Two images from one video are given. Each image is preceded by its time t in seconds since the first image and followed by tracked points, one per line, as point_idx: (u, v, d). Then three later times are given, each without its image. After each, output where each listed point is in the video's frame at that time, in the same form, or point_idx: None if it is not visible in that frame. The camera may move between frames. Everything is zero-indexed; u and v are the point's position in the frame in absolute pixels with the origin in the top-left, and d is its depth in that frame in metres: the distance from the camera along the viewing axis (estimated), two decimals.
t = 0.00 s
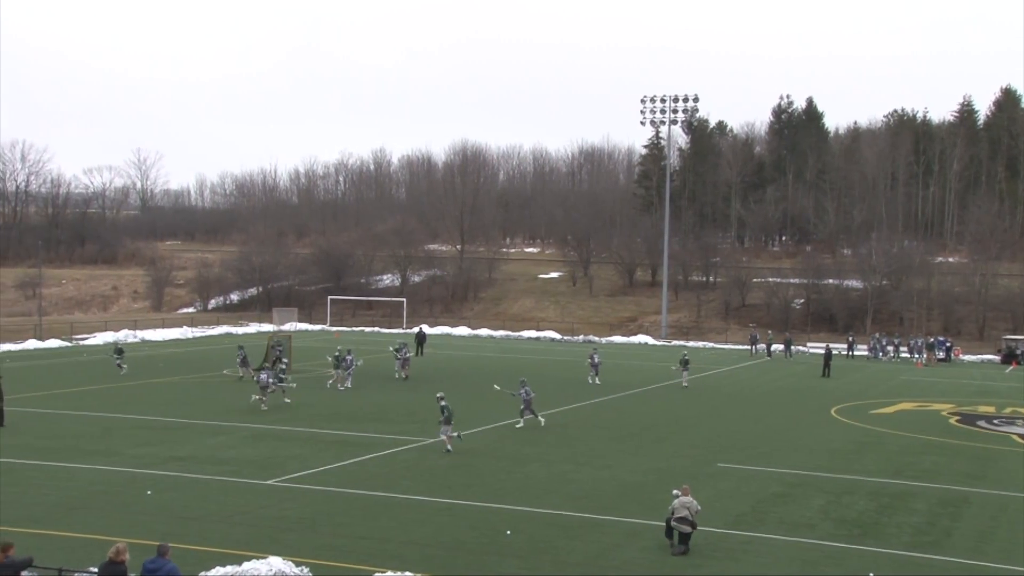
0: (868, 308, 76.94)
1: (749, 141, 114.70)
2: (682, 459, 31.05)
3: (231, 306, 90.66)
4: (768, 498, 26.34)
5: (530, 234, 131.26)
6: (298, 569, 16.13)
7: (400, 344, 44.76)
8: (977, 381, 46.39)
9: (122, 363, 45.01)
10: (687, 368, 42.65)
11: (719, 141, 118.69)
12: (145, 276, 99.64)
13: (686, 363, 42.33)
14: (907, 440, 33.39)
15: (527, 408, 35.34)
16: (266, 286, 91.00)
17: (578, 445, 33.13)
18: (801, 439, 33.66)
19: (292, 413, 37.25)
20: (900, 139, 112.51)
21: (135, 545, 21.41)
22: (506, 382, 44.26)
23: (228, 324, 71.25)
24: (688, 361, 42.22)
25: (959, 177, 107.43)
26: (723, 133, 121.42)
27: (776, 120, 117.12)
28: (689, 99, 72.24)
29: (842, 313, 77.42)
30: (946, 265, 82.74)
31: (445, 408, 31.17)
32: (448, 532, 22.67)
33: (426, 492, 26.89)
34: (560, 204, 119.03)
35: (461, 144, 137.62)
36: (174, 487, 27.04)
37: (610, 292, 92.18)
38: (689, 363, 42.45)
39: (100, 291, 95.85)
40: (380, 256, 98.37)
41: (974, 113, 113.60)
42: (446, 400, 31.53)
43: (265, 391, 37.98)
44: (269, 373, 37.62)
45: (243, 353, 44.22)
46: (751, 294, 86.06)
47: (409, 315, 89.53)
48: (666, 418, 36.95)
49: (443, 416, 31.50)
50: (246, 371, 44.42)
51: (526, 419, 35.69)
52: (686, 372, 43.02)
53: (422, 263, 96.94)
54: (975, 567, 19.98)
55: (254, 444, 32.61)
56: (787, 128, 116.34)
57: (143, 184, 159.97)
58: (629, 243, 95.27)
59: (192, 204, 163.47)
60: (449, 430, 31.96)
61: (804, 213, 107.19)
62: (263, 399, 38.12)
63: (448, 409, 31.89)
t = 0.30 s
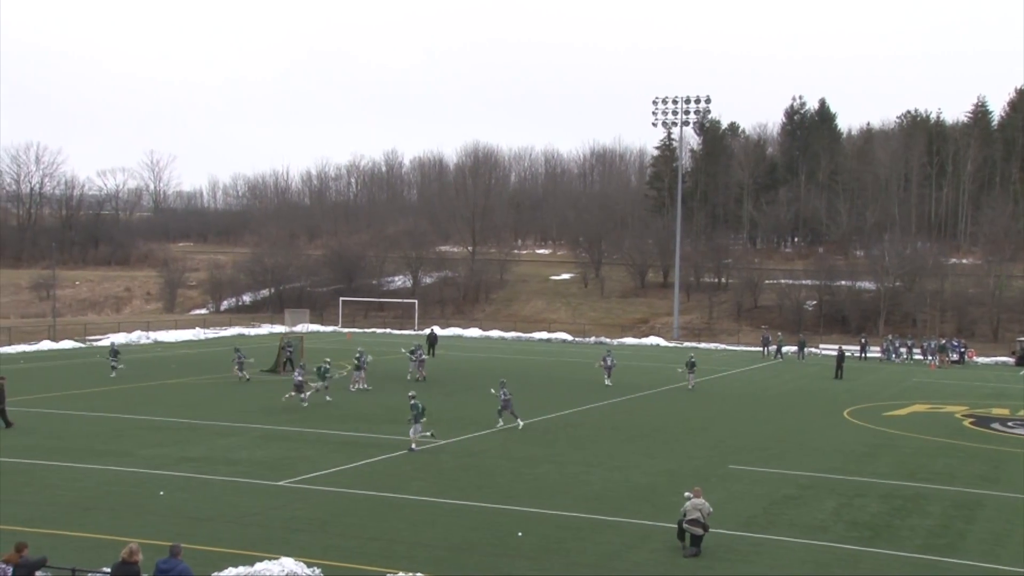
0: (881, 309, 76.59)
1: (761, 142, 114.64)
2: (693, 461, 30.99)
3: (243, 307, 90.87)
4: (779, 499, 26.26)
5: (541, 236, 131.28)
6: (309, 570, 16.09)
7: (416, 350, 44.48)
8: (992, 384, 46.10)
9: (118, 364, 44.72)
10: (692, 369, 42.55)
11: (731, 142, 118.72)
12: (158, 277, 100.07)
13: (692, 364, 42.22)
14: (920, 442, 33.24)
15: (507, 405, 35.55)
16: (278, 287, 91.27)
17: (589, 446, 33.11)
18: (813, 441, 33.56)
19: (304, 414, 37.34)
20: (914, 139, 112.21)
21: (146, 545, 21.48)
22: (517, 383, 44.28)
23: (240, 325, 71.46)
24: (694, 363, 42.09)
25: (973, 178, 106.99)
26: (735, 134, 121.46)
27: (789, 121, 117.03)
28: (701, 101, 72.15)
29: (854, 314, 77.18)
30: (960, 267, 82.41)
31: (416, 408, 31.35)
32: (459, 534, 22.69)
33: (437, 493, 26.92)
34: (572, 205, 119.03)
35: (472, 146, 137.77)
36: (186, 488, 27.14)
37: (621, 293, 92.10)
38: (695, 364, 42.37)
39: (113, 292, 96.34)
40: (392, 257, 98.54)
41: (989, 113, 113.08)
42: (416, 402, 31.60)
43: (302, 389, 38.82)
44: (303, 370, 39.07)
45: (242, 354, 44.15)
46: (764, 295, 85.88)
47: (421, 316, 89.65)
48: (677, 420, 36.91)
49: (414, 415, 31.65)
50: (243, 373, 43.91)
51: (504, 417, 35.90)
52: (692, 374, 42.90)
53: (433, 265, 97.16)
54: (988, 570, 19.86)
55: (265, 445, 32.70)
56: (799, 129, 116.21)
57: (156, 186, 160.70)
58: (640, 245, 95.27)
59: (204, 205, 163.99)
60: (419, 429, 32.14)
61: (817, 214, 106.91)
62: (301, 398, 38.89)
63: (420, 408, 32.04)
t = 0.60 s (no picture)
0: (903, 309, 75.90)
1: (782, 142, 114.27)
2: (713, 462, 30.89)
3: (264, 307, 91.14)
4: (800, 501, 26.12)
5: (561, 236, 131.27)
6: (329, 569, 15.98)
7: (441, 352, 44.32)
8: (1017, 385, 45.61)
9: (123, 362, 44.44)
10: (707, 371, 42.36)
11: (752, 142, 118.47)
12: (180, 277, 100.66)
13: (707, 366, 42.02)
14: (943, 443, 32.98)
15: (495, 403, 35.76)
16: (299, 287, 91.64)
17: (609, 447, 33.05)
18: (834, 442, 33.38)
19: (323, 414, 37.47)
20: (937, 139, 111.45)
21: (169, 543, 21.62)
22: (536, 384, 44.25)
23: (261, 325, 71.74)
24: (709, 365, 41.89)
25: (997, 177, 106.01)
26: (756, 134, 121.20)
27: (809, 121, 116.63)
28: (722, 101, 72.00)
29: (876, 314, 76.51)
30: (984, 268, 81.62)
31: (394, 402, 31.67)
32: (479, 534, 22.71)
33: (456, 493, 26.95)
34: (591, 205, 118.91)
35: (492, 146, 137.87)
36: (208, 487, 27.27)
37: (641, 293, 91.85)
38: (709, 366, 42.22)
39: (135, 292, 97.03)
40: (411, 257, 98.73)
41: (1013, 112, 112.00)
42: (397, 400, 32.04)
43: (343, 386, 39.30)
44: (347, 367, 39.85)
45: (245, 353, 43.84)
46: (784, 296, 85.38)
47: (440, 317, 89.77)
48: (697, 420, 36.80)
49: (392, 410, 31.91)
50: (244, 373, 43.63)
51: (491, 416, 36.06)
52: (707, 376, 42.66)
53: (452, 265, 97.50)
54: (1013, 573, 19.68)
55: (285, 444, 32.84)
56: (820, 128, 115.76)
57: (178, 186, 161.72)
58: (660, 245, 95.11)
59: (225, 206, 164.89)
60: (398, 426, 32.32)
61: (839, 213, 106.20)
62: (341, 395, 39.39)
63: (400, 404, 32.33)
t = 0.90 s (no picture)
0: (933, 310, 75.15)
1: (810, 141, 113.59)
2: (739, 463, 30.73)
3: (291, 306, 91.58)
4: (829, 502, 25.94)
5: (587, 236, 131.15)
6: (355, 568, 15.96)
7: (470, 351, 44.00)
8: None
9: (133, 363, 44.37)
10: (728, 371, 42.10)
11: (779, 141, 117.88)
12: (208, 277, 101.45)
13: (728, 366, 41.75)
14: (974, 445, 32.64)
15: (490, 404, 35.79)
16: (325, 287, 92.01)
17: (635, 447, 32.97)
18: (863, 443, 33.12)
19: (350, 413, 37.61)
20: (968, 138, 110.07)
21: (197, 541, 21.77)
22: (562, 383, 44.22)
23: (288, 325, 72.15)
24: (731, 365, 41.61)
25: None
26: (783, 134, 120.59)
27: (837, 120, 115.90)
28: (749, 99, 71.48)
29: (905, 314, 75.78)
30: (1016, 268, 80.56)
31: (382, 397, 32.26)
32: (505, 533, 22.71)
33: (483, 493, 26.97)
34: (618, 205, 118.76)
35: (517, 146, 137.89)
36: (236, 485, 27.44)
37: (667, 293, 91.59)
38: (731, 365, 41.92)
39: (164, 291, 97.94)
40: (437, 257, 98.97)
41: None
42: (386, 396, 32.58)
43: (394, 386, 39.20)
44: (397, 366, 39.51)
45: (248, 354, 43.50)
46: (812, 295, 84.89)
47: (466, 317, 89.99)
48: (723, 421, 36.63)
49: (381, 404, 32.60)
50: (249, 373, 43.48)
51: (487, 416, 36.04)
52: (728, 376, 42.39)
53: (479, 265, 97.81)
54: None
55: (313, 443, 33.00)
56: (849, 127, 114.95)
57: (206, 186, 162.97)
58: (687, 245, 94.87)
59: (252, 206, 165.81)
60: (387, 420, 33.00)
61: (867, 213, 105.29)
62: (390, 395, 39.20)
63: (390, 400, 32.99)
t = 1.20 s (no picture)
0: (964, 311, 74.33)
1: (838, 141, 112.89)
2: (766, 463, 30.55)
3: (318, 306, 91.93)
4: (858, 504, 25.75)
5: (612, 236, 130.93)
6: (382, 568, 15.88)
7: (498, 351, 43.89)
8: None
9: (150, 365, 44.08)
10: (749, 371, 41.85)
11: (807, 140, 117.29)
12: (235, 277, 102.11)
13: (749, 366, 41.52)
14: (1005, 447, 32.30)
15: (484, 402, 36.29)
16: (351, 286, 92.22)
17: (662, 447, 32.86)
18: (891, 445, 32.85)
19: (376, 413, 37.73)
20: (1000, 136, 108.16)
21: (224, 540, 21.89)
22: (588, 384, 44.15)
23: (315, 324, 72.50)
24: (752, 365, 41.38)
25: None
26: (811, 133, 119.96)
27: (866, 119, 115.18)
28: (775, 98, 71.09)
29: (935, 314, 74.97)
30: None
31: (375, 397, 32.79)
32: (532, 533, 22.68)
33: (509, 493, 26.97)
34: (644, 205, 118.52)
35: (543, 146, 137.79)
36: (263, 484, 27.58)
37: (694, 293, 91.25)
38: (752, 365, 41.69)
39: (192, 291, 98.71)
40: (463, 257, 99.14)
41: None
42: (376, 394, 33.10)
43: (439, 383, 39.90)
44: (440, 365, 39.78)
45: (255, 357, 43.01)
46: (841, 296, 84.31)
47: (492, 316, 90.18)
48: (750, 421, 36.43)
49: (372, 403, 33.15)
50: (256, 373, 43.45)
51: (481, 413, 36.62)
52: (749, 376, 42.16)
53: (505, 265, 97.92)
54: None
55: (340, 443, 33.14)
56: (878, 125, 114.14)
57: (233, 186, 164.07)
58: (713, 244, 94.57)
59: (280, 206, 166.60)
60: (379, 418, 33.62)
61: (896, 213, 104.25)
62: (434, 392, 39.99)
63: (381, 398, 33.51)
